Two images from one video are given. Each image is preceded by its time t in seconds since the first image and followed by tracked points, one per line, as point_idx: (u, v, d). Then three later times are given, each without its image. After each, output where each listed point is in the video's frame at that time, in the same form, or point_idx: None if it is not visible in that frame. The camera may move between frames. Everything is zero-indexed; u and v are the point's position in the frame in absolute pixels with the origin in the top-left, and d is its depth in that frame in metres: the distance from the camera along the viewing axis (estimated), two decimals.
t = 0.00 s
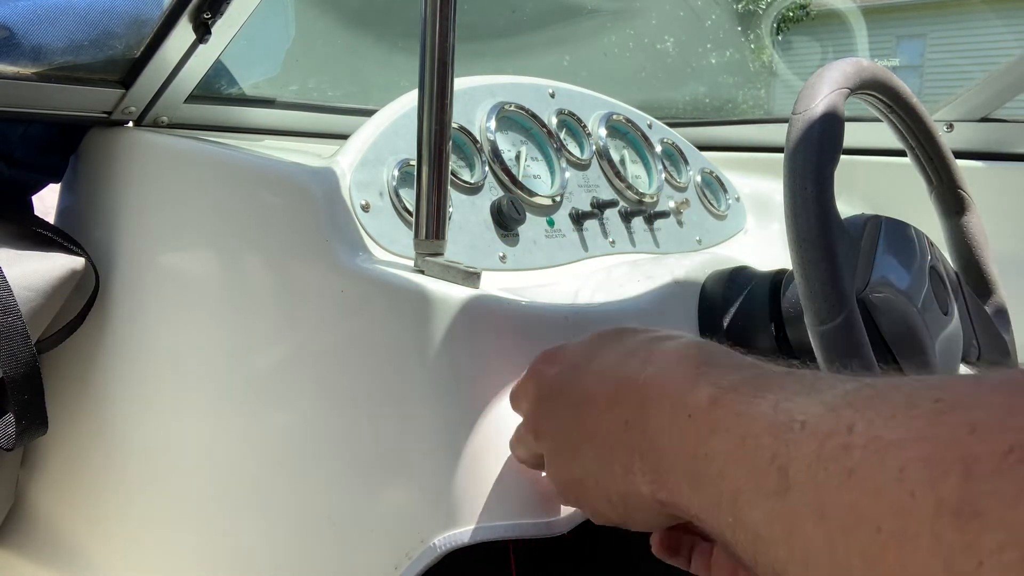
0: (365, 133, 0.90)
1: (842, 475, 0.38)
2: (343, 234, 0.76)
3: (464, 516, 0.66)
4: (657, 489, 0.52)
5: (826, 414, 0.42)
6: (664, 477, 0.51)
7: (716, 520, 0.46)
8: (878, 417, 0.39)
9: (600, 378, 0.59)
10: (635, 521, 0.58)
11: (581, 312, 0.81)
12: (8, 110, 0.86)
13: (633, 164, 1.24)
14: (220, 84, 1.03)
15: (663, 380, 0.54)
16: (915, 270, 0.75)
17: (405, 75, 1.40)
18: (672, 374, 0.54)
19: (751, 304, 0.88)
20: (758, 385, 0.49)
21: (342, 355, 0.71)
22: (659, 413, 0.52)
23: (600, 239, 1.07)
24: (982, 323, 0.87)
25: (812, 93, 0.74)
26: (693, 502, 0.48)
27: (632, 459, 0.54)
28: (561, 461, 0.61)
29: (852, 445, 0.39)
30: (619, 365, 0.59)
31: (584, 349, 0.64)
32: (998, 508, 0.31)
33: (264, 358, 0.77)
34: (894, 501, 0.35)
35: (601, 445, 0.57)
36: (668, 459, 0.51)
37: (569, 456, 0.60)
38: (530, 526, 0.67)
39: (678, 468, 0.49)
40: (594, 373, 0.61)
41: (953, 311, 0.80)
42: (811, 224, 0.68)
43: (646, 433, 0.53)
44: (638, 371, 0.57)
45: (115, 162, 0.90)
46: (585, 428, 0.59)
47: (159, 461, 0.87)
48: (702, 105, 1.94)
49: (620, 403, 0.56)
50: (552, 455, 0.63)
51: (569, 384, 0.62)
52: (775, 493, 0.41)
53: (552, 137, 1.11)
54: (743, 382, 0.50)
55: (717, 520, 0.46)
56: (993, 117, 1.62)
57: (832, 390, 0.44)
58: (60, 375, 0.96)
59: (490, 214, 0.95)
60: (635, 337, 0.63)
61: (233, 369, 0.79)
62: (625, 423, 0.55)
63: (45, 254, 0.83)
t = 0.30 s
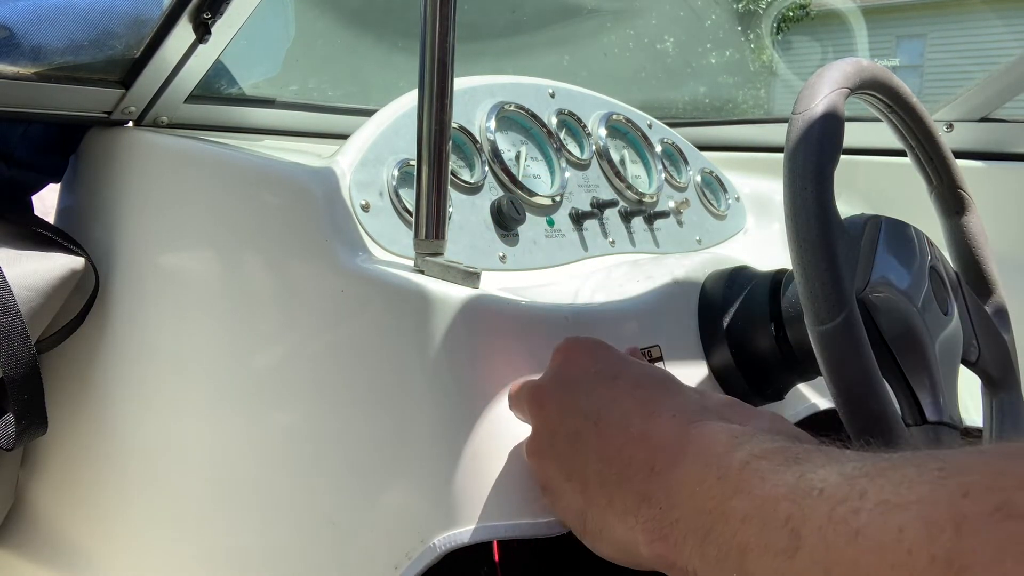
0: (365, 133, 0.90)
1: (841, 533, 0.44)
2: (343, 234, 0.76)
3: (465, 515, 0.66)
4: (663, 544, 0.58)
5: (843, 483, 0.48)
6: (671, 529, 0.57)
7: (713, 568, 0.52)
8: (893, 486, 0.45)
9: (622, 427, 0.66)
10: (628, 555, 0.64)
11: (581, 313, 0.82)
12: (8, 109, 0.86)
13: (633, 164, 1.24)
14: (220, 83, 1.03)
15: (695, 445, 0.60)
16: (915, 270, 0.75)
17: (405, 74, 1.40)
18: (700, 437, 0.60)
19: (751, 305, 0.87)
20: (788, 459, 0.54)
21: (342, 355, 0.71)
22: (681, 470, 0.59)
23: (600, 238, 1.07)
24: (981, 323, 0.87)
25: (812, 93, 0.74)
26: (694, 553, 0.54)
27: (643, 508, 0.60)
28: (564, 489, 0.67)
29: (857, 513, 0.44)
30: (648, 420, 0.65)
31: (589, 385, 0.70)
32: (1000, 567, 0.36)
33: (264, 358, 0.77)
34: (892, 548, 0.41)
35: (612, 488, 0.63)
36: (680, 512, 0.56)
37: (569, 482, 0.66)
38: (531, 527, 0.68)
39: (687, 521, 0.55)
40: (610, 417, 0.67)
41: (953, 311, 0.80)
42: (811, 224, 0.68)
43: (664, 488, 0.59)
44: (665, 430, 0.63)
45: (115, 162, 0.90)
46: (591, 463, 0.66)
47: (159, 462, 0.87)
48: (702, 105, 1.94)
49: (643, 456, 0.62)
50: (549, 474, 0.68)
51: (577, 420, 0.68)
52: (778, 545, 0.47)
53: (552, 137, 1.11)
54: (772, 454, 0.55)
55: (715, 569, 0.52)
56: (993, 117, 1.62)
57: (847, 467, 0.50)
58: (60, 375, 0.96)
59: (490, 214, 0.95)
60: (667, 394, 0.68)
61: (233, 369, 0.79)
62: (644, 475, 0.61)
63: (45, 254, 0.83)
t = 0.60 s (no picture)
0: (365, 134, 0.91)
1: (782, 494, 0.43)
2: (342, 234, 0.77)
3: (465, 514, 0.67)
4: (624, 527, 0.53)
5: (785, 448, 0.46)
6: (631, 510, 0.52)
7: (671, 546, 0.48)
8: (825, 445, 0.44)
9: (585, 417, 0.60)
10: (594, 539, 0.58)
11: (581, 313, 0.82)
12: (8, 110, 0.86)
13: (633, 164, 1.24)
14: (220, 84, 1.03)
15: (652, 426, 0.56)
16: (915, 270, 0.75)
17: (405, 75, 1.40)
18: (663, 417, 0.57)
19: (751, 305, 0.87)
20: (737, 432, 0.52)
21: (341, 355, 0.71)
22: (641, 451, 0.55)
23: (600, 238, 1.07)
24: (982, 323, 0.87)
25: (812, 94, 0.74)
26: (653, 533, 0.50)
27: (608, 494, 0.55)
28: (523, 479, 0.63)
29: (797, 472, 0.43)
30: (611, 405, 0.60)
31: (552, 375, 0.65)
32: (916, 516, 0.35)
33: (264, 358, 0.77)
34: (826, 510, 0.39)
35: (575, 476, 0.58)
36: (640, 492, 0.52)
37: (533, 467, 0.62)
38: (531, 527, 0.67)
39: (646, 497, 0.52)
40: (574, 405, 0.62)
41: (953, 311, 0.80)
42: (811, 223, 0.68)
43: (625, 472, 0.55)
44: (627, 412, 0.59)
45: (114, 163, 0.90)
46: (555, 451, 0.60)
47: (158, 461, 0.87)
48: (702, 105, 1.94)
49: (606, 444, 0.57)
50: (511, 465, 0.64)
51: (539, 409, 0.63)
52: (727, 511, 0.45)
53: (552, 137, 1.11)
54: (729, 430, 0.53)
55: (672, 546, 0.48)
56: (993, 117, 1.62)
57: (792, 434, 0.48)
58: (61, 375, 0.96)
59: (490, 214, 0.95)
60: (632, 381, 0.63)
61: (233, 369, 0.79)
62: (606, 462, 0.56)
63: (45, 254, 0.83)
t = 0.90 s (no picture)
0: (365, 134, 0.90)
1: (782, 487, 0.42)
2: (342, 234, 0.77)
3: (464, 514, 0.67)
4: (634, 525, 0.53)
5: (783, 442, 0.46)
6: (639, 507, 0.52)
7: (678, 542, 0.48)
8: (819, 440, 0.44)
9: (579, 420, 0.60)
10: (599, 539, 0.58)
11: (582, 313, 0.82)
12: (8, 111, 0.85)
13: (633, 164, 1.24)
14: (220, 84, 1.03)
15: (653, 423, 0.56)
16: (915, 270, 0.75)
17: (405, 75, 1.40)
18: (660, 413, 0.56)
19: (751, 305, 0.88)
20: (739, 428, 0.51)
21: (341, 355, 0.71)
22: (645, 450, 0.54)
23: (600, 239, 1.07)
24: (982, 323, 0.87)
25: (812, 94, 0.74)
26: (660, 530, 0.50)
27: (614, 496, 0.55)
28: (524, 483, 0.63)
29: (796, 466, 0.43)
30: (606, 405, 0.60)
31: (541, 376, 0.65)
32: (909, 505, 0.35)
33: (264, 358, 0.77)
34: (822, 501, 0.39)
35: (576, 481, 0.58)
36: (646, 492, 0.52)
37: (531, 472, 0.62)
38: (531, 528, 0.66)
39: (651, 494, 0.51)
40: (567, 407, 0.62)
41: (953, 311, 0.80)
42: (810, 223, 0.68)
43: (630, 472, 0.54)
44: (625, 411, 0.58)
45: (114, 163, 0.90)
46: (554, 455, 0.61)
47: (158, 461, 0.87)
48: (702, 105, 1.94)
49: (604, 446, 0.57)
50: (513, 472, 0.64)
51: (532, 412, 0.63)
52: (730, 507, 0.45)
53: (552, 137, 1.11)
54: (727, 425, 0.52)
55: (679, 542, 0.48)
56: (993, 117, 1.62)
57: (791, 428, 0.48)
58: (61, 376, 0.96)
59: (490, 214, 0.95)
60: (622, 378, 0.62)
61: (233, 369, 0.79)
62: (608, 462, 0.56)
63: (45, 254, 0.83)
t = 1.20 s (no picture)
0: (365, 134, 0.90)
1: (787, 505, 0.42)
2: (342, 234, 0.76)
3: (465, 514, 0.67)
4: (643, 544, 0.52)
5: (788, 462, 0.46)
6: (647, 525, 0.52)
7: (688, 560, 0.47)
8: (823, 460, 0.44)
9: (584, 436, 0.60)
10: (604, 552, 0.59)
11: (581, 313, 0.81)
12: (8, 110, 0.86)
13: (633, 164, 1.24)
14: (220, 84, 1.03)
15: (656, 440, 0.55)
16: (915, 270, 0.75)
17: (405, 74, 1.40)
18: (664, 430, 0.56)
19: (751, 305, 0.87)
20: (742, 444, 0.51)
21: (342, 355, 0.71)
22: (651, 468, 0.54)
23: (601, 239, 1.07)
24: (981, 324, 0.87)
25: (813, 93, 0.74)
26: (669, 549, 0.49)
27: (620, 514, 0.54)
28: (529, 499, 0.62)
29: (801, 484, 0.43)
30: (611, 422, 0.59)
31: (544, 392, 0.64)
32: (913, 522, 0.35)
33: (264, 357, 0.77)
34: (827, 518, 0.39)
35: (584, 499, 0.58)
36: (653, 511, 0.51)
37: (535, 488, 0.62)
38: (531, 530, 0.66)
39: (659, 514, 0.51)
40: (572, 424, 0.61)
41: (953, 311, 0.80)
42: (811, 222, 0.68)
43: (636, 490, 0.54)
44: (630, 429, 0.58)
45: (115, 164, 0.90)
46: (560, 472, 0.60)
47: (157, 462, 0.87)
48: (702, 105, 1.94)
49: (609, 464, 0.57)
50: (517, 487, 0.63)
51: (537, 429, 0.63)
52: (738, 524, 0.44)
53: (552, 137, 1.11)
54: (730, 442, 0.52)
55: (689, 561, 0.47)
56: (993, 117, 1.63)
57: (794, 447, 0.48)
58: (60, 375, 0.96)
59: (490, 214, 0.95)
60: (626, 394, 0.62)
61: (233, 368, 0.79)
62: (614, 480, 0.56)
63: (45, 254, 0.83)
